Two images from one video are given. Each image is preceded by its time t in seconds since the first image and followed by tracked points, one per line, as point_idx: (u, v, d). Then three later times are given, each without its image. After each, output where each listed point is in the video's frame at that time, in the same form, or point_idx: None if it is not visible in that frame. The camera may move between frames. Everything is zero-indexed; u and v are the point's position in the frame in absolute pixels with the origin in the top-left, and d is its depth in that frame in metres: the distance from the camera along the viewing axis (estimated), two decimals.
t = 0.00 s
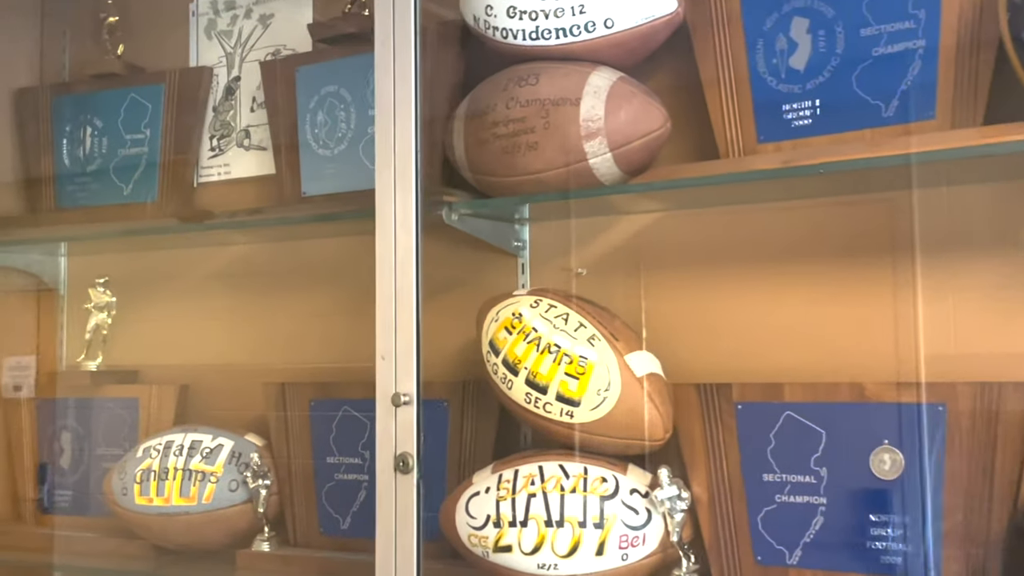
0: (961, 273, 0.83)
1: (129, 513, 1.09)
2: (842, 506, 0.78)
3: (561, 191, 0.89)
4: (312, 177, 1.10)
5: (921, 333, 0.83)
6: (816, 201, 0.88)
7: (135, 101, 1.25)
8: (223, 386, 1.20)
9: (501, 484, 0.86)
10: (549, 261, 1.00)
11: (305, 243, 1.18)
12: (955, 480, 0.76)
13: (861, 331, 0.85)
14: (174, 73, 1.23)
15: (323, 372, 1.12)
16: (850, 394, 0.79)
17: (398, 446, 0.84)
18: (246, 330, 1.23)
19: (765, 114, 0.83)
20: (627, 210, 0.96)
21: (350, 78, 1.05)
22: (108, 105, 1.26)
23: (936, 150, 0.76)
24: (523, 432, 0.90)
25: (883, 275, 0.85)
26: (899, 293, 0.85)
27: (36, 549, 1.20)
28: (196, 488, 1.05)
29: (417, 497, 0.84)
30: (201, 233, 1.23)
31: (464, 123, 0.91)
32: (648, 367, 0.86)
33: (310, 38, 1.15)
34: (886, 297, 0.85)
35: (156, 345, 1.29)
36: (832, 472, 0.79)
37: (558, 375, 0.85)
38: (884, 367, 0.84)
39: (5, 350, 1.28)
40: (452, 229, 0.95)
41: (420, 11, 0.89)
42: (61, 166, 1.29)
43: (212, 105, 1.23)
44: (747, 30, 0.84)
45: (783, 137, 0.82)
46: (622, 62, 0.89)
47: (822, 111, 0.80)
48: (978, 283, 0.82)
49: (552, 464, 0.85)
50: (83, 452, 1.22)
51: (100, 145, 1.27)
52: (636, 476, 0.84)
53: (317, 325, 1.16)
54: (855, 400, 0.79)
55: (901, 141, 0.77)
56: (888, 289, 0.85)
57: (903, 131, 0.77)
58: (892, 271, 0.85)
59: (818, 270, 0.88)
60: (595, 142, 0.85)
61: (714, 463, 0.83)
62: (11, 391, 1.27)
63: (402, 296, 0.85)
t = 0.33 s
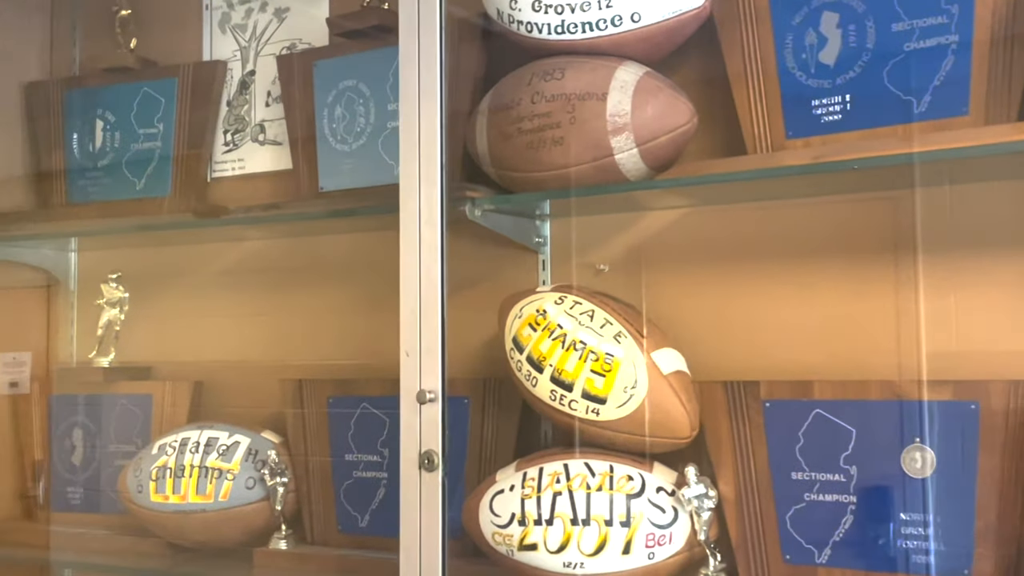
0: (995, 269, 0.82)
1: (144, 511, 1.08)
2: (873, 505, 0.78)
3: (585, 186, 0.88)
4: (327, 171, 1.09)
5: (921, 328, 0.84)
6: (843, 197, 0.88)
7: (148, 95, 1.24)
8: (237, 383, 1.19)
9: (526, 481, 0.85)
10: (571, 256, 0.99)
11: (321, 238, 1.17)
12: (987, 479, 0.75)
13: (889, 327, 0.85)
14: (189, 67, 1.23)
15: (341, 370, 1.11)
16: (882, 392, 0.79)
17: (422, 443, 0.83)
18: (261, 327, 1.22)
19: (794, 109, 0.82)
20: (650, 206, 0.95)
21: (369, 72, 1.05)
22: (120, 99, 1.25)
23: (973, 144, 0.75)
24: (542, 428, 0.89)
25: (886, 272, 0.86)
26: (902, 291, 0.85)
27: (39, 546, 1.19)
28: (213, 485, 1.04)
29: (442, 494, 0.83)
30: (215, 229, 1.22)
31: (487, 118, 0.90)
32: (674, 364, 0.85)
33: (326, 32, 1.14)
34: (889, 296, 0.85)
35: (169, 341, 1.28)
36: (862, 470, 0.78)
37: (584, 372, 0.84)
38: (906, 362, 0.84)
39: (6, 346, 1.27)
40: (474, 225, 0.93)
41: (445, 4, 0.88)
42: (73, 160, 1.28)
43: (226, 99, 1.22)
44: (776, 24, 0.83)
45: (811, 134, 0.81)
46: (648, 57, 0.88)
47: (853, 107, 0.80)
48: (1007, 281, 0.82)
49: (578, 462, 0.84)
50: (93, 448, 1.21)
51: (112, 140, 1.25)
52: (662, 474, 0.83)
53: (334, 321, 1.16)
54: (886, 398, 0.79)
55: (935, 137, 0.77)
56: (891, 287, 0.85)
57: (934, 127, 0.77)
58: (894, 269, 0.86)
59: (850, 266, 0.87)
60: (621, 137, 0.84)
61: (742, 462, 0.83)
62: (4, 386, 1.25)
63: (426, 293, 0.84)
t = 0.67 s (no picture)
0: None
1: (156, 505, 1.07)
2: (903, 499, 0.78)
3: (608, 177, 0.87)
4: (343, 162, 1.08)
5: (922, 324, 0.84)
6: (871, 189, 0.87)
7: (158, 85, 1.22)
8: (251, 376, 1.19)
9: (549, 476, 0.84)
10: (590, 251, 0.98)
11: (336, 230, 1.16)
12: (1020, 475, 0.74)
13: (918, 321, 0.84)
14: (199, 57, 1.21)
15: (356, 363, 1.10)
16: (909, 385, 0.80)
17: (445, 437, 0.82)
18: (274, 319, 1.21)
19: (822, 99, 0.81)
20: (672, 198, 0.94)
21: (385, 62, 1.03)
22: (128, 90, 1.24)
23: (1009, 136, 0.74)
24: (561, 421, 0.88)
25: (894, 267, 0.86)
26: (918, 287, 0.85)
27: (32, 541, 1.19)
28: (227, 479, 1.03)
29: (465, 489, 0.82)
30: (227, 221, 1.21)
31: (508, 107, 0.89)
32: (699, 357, 0.84)
33: (341, 21, 1.11)
34: (890, 290, 0.86)
35: (179, 334, 1.27)
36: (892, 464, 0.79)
37: (608, 365, 0.83)
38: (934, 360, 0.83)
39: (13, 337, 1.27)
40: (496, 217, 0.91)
41: None
42: (80, 151, 1.26)
43: (238, 89, 1.20)
44: (803, 13, 0.82)
45: (840, 124, 0.81)
46: (672, 46, 0.87)
47: (882, 97, 0.79)
48: None
49: (602, 456, 0.83)
50: (102, 442, 1.20)
51: (122, 130, 1.24)
52: (685, 469, 0.82)
53: (349, 314, 1.15)
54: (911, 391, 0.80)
55: (966, 127, 0.76)
56: (892, 283, 0.86)
57: (966, 118, 0.77)
58: (896, 263, 0.86)
59: (880, 257, 0.86)
60: (647, 127, 0.83)
61: (768, 456, 0.82)
62: None
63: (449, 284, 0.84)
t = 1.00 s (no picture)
0: None
1: (172, 498, 1.06)
2: (934, 492, 0.77)
3: (633, 167, 0.87)
4: (361, 153, 1.07)
5: (949, 316, 0.83)
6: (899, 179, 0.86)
7: (171, 74, 1.21)
8: (265, 367, 1.18)
9: (574, 467, 0.83)
10: (612, 244, 0.96)
11: (352, 221, 1.15)
12: None
13: (948, 312, 0.83)
14: (212, 46, 1.20)
15: (374, 354, 1.10)
16: (939, 377, 0.79)
17: (469, 428, 0.82)
18: (288, 311, 1.20)
19: (851, 88, 0.81)
20: (695, 188, 0.93)
21: (403, 51, 1.02)
22: (141, 79, 1.23)
23: None
24: (580, 414, 0.87)
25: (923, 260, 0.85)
26: (949, 280, 0.84)
27: (25, 530, 1.19)
28: (244, 471, 1.02)
29: (490, 481, 0.82)
30: (241, 211, 1.19)
31: (532, 97, 0.88)
32: (725, 349, 0.84)
33: (357, 9, 1.10)
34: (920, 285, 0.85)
35: (191, 325, 1.26)
36: (922, 455, 0.78)
37: (634, 357, 0.83)
38: (964, 351, 0.82)
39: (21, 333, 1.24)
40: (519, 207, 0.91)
41: None
42: (92, 140, 1.25)
43: (252, 79, 1.19)
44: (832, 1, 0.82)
45: (869, 113, 0.80)
46: (698, 35, 0.86)
47: (912, 86, 0.79)
48: None
49: (627, 448, 0.82)
50: (114, 434, 1.19)
51: (133, 119, 1.23)
52: (712, 461, 0.81)
53: (365, 305, 1.14)
54: (943, 382, 0.79)
55: (999, 116, 0.75)
56: (901, 272, 0.86)
57: (1000, 106, 0.75)
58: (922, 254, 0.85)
59: (907, 247, 0.86)
60: (673, 117, 0.82)
61: (795, 448, 0.81)
62: None
63: (473, 274, 0.83)
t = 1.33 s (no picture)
0: None
1: (182, 492, 1.05)
2: (959, 487, 0.77)
3: (653, 158, 0.85)
4: (373, 144, 1.06)
5: (973, 310, 0.83)
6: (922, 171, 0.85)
7: (178, 64, 1.20)
8: (275, 361, 1.17)
9: (593, 462, 0.82)
10: (630, 236, 0.95)
11: (363, 213, 1.14)
12: None
13: (972, 306, 0.83)
14: (221, 35, 1.18)
15: (387, 348, 1.09)
16: (965, 371, 0.78)
17: (488, 423, 0.81)
18: (299, 303, 1.19)
19: (875, 79, 0.80)
20: (714, 180, 0.92)
21: (416, 41, 1.01)
22: (148, 69, 1.21)
23: None
24: (598, 407, 0.87)
25: (947, 253, 0.84)
26: (973, 273, 0.83)
27: (23, 525, 1.17)
28: (255, 465, 1.01)
29: (510, 476, 0.81)
30: (251, 203, 1.18)
31: (549, 87, 0.87)
32: (746, 343, 0.83)
33: None
34: (942, 279, 0.84)
35: (200, 318, 1.25)
36: (946, 450, 0.77)
37: (654, 350, 0.82)
38: (990, 345, 0.82)
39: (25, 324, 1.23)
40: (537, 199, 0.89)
41: None
42: (98, 131, 1.23)
43: (261, 69, 1.17)
44: None
45: (893, 104, 0.79)
46: (718, 25, 0.85)
47: (937, 76, 0.78)
48: None
49: (647, 443, 0.81)
50: (122, 428, 1.18)
51: (140, 109, 1.22)
52: (732, 456, 0.80)
53: (377, 298, 1.13)
54: (969, 377, 0.78)
55: None
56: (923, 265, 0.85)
57: None
58: (945, 247, 0.84)
59: (929, 241, 0.85)
60: (695, 107, 0.81)
61: (816, 442, 0.81)
62: None
63: (492, 265, 0.82)
